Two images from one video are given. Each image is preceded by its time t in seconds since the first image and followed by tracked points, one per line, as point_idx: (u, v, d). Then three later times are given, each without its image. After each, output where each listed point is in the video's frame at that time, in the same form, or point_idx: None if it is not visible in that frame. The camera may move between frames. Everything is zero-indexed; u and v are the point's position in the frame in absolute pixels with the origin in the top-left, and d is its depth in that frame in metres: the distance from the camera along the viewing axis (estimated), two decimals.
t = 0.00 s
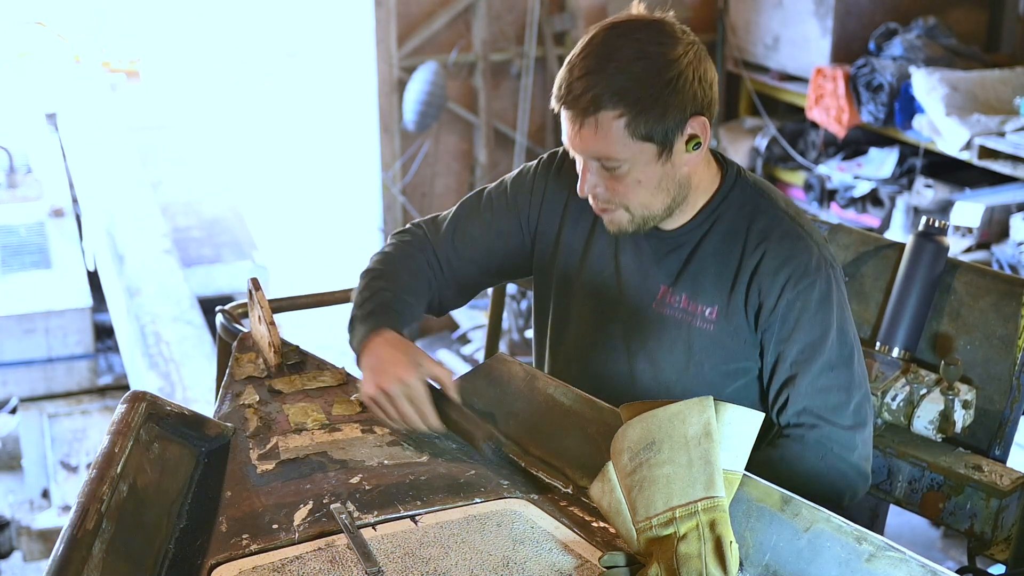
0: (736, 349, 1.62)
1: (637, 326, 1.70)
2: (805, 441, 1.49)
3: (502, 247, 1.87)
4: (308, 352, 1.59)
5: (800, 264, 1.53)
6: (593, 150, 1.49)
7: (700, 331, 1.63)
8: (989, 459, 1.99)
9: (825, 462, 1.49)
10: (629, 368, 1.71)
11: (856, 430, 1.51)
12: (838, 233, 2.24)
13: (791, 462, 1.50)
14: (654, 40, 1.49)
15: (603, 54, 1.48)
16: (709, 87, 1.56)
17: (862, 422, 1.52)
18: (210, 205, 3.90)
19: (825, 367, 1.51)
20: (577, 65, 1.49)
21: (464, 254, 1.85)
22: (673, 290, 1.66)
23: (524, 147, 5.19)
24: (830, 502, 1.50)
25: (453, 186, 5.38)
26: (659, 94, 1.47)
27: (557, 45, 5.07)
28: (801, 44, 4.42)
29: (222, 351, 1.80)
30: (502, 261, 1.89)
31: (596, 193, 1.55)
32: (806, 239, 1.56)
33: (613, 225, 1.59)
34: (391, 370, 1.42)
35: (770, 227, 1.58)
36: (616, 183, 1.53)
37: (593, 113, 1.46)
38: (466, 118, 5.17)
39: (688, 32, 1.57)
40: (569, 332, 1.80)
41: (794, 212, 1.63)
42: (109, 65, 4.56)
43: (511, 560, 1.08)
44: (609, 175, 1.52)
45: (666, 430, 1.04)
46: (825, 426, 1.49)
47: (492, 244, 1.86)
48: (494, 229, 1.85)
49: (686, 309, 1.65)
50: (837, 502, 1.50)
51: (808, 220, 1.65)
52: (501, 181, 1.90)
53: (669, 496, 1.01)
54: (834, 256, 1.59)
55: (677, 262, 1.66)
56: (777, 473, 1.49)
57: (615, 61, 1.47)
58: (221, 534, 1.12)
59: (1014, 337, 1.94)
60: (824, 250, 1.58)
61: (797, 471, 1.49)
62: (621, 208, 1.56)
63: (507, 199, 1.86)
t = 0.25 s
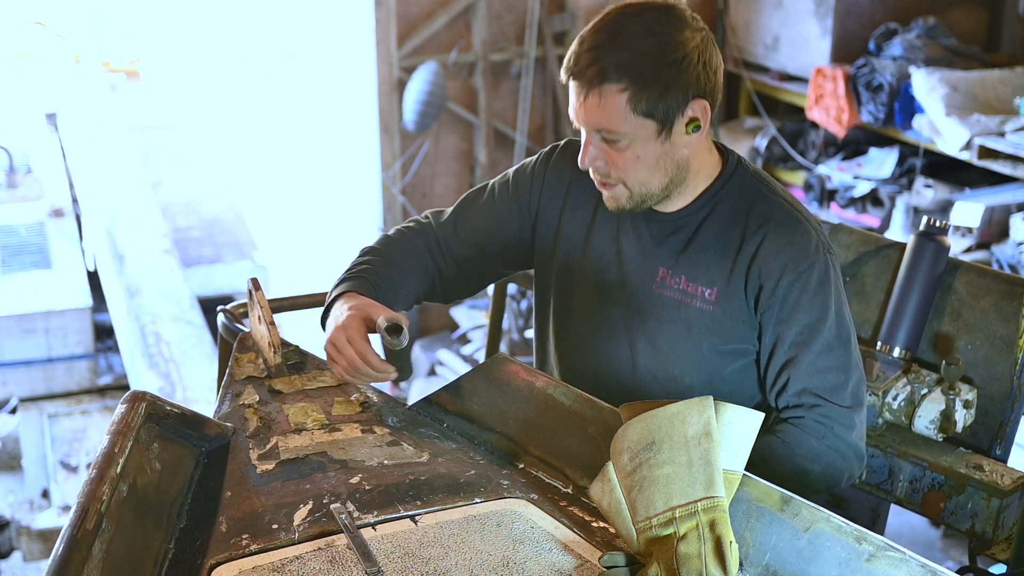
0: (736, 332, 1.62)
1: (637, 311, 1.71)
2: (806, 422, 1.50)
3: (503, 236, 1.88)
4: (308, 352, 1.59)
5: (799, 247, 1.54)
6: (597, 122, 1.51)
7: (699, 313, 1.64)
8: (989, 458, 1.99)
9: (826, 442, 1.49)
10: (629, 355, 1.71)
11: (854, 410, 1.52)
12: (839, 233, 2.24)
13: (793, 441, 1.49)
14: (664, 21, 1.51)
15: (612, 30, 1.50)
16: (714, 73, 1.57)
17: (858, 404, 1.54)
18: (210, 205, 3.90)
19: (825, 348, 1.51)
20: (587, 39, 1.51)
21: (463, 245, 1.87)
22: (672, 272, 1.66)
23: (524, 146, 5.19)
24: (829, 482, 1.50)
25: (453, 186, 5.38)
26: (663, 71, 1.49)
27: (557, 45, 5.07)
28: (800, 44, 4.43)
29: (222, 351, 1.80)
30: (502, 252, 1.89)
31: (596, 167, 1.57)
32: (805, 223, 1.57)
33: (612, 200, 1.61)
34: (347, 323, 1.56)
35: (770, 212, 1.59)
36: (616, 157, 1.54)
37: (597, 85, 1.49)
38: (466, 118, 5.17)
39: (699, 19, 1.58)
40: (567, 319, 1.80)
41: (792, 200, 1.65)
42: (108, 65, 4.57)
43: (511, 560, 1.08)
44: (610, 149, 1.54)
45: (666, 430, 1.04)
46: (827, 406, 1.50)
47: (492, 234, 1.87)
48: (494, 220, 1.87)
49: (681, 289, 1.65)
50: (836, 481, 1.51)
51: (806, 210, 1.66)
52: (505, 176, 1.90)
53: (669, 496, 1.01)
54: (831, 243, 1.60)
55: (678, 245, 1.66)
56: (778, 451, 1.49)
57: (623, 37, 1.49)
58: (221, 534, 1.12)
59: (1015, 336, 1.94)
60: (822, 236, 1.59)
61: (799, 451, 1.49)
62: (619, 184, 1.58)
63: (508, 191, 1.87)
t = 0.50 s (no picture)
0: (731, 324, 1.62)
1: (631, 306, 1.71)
2: (804, 404, 1.49)
3: (502, 238, 1.88)
4: (308, 352, 1.59)
5: (791, 237, 1.54)
6: (590, 104, 1.53)
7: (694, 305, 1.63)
8: (990, 458, 1.99)
9: (823, 425, 1.48)
10: (626, 351, 1.71)
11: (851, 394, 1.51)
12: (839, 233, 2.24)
13: (790, 423, 1.48)
14: (658, 7, 1.53)
15: (607, 15, 1.52)
16: (707, 62, 1.59)
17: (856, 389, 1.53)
18: (210, 205, 3.90)
19: (819, 334, 1.51)
20: (582, 24, 1.53)
21: (468, 251, 1.88)
22: (667, 265, 1.66)
23: (524, 146, 5.18)
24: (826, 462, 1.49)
25: (453, 186, 5.37)
26: (656, 55, 1.50)
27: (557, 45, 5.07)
28: (800, 44, 4.43)
29: (222, 351, 1.80)
30: (504, 256, 1.89)
31: (588, 152, 1.58)
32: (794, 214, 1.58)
33: (606, 188, 1.62)
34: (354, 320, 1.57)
35: (761, 203, 1.60)
36: (608, 140, 1.56)
37: (591, 67, 1.50)
38: (466, 118, 5.17)
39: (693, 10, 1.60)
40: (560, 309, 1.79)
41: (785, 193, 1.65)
42: (108, 65, 4.57)
43: (511, 560, 1.08)
44: (602, 132, 1.55)
45: (666, 430, 1.04)
46: (823, 389, 1.49)
47: (495, 239, 1.88)
48: (496, 224, 1.87)
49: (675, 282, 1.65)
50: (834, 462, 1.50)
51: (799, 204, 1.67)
52: (506, 183, 1.90)
53: (669, 496, 1.01)
54: (823, 235, 1.61)
55: (672, 239, 1.66)
56: (775, 434, 1.48)
57: (617, 21, 1.51)
58: (221, 533, 1.12)
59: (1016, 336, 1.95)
60: (813, 227, 1.59)
61: (796, 433, 1.48)
62: (611, 168, 1.59)
63: (508, 195, 1.87)
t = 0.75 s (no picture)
0: (723, 315, 1.62)
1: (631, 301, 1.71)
2: (784, 353, 1.43)
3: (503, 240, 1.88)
4: (308, 352, 1.59)
5: (779, 214, 1.55)
6: (588, 101, 1.53)
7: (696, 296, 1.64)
8: (991, 458, 1.99)
9: (798, 376, 1.43)
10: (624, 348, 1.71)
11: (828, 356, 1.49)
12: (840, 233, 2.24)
13: (767, 368, 1.41)
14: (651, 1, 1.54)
15: (603, 10, 1.52)
16: (701, 56, 1.59)
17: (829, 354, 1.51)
18: (210, 205, 3.90)
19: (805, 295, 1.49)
20: (578, 21, 1.53)
21: (466, 254, 1.87)
22: (667, 258, 1.67)
23: (524, 146, 5.18)
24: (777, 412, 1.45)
25: (453, 186, 5.37)
26: (653, 48, 1.51)
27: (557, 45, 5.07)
28: (801, 44, 4.43)
29: (222, 351, 1.79)
30: (502, 257, 1.88)
31: (587, 148, 1.58)
32: (785, 196, 1.58)
33: (606, 184, 1.62)
34: (376, 317, 1.59)
35: (752, 189, 1.61)
36: (608, 136, 1.56)
37: (588, 62, 1.50)
38: (466, 118, 5.17)
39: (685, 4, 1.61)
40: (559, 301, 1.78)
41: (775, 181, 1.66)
42: (108, 65, 4.57)
43: (511, 560, 1.08)
44: (601, 128, 1.55)
45: (666, 430, 1.04)
46: (806, 342, 1.45)
47: (494, 241, 1.88)
48: (494, 228, 1.88)
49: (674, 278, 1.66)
50: (792, 419, 1.47)
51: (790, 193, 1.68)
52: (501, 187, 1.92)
53: (669, 496, 1.01)
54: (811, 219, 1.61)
55: (669, 232, 1.67)
56: (747, 377, 1.41)
57: (613, 16, 1.51)
58: (221, 534, 1.12)
59: (1017, 336, 1.95)
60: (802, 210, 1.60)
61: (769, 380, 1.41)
62: (610, 165, 1.59)
63: (507, 200, 1.89)
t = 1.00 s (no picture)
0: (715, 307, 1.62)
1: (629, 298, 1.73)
2: (748, 329, 1.40)
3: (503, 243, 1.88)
4: (308, 352, 1.59)
5: (768, 201, 1.54)
6: (584, 109, 1.50)
7: (693, 290, 1.64)
8: (991, 457, 1.98)
9: (763, 350, 1.39)
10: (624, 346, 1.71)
11: (800, 334, 1.45)
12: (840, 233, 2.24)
13: (729, 345, 1.38)
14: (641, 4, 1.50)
15: (593, 17, 1.49)
16: (694, 55, 1.56)
17: (803, 333, 1.47)
18: (210, 205, 3.90)
19: (780, 274, 1.46)
20: (569, 30, 1.50)
21: (468, 260, 1.87)
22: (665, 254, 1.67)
23: (524, 146, 5.18)
24: (743, 392, 1.39)
25: (453, 186, 5.37)
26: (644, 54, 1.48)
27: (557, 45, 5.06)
28: (800, 44, 4.43)
29: (222, 351, 1.79)
30: (502, 260, 1.88)
31: (586, 154, 1.57)
32: (775, 185, 1.58)
33: (606, 189, 1.61)
34: (386, 331, 1.56)
35: (744, 181, 1.61)
36: (606, 143, 1.54)
37: (581, 72, 1.48)
38: (466, 118, 5.17)
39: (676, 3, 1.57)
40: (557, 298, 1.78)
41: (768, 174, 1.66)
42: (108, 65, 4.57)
43: (511, 560, 1.08)
44: (599, 135, 1.54)
45: (665, 430, 1.04)
46: (773, 318, 1.42)
47: (494, 245, 1.87)
48: (493, 232, 1.87)
49: (672, 273, 1.66)
50: (761, 401, 1.41)
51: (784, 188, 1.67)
52: (499, 192, 1.90)
53: (669, 496, 1.01)
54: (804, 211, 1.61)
55: (663, 228, 1.68)
56: (709, 354, 1.37)
57: (603, 23, 1.48)
58: (221, 534, 1.12)
59: (1017, 335, 1.95)
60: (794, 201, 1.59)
61: (733, 357, 1.38)
62: (610, 169, 1.58)
63: (507, 205, 1.87)
